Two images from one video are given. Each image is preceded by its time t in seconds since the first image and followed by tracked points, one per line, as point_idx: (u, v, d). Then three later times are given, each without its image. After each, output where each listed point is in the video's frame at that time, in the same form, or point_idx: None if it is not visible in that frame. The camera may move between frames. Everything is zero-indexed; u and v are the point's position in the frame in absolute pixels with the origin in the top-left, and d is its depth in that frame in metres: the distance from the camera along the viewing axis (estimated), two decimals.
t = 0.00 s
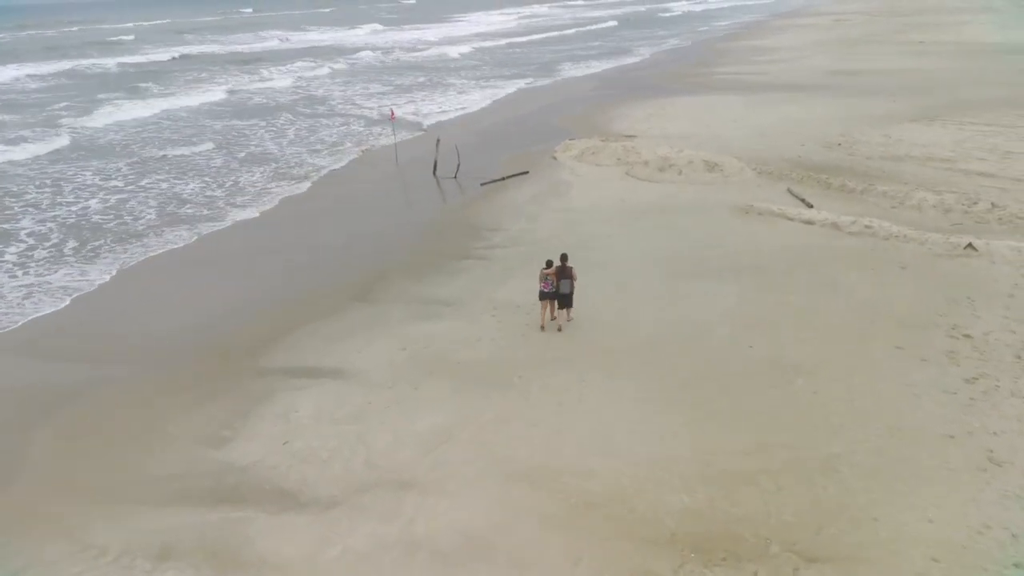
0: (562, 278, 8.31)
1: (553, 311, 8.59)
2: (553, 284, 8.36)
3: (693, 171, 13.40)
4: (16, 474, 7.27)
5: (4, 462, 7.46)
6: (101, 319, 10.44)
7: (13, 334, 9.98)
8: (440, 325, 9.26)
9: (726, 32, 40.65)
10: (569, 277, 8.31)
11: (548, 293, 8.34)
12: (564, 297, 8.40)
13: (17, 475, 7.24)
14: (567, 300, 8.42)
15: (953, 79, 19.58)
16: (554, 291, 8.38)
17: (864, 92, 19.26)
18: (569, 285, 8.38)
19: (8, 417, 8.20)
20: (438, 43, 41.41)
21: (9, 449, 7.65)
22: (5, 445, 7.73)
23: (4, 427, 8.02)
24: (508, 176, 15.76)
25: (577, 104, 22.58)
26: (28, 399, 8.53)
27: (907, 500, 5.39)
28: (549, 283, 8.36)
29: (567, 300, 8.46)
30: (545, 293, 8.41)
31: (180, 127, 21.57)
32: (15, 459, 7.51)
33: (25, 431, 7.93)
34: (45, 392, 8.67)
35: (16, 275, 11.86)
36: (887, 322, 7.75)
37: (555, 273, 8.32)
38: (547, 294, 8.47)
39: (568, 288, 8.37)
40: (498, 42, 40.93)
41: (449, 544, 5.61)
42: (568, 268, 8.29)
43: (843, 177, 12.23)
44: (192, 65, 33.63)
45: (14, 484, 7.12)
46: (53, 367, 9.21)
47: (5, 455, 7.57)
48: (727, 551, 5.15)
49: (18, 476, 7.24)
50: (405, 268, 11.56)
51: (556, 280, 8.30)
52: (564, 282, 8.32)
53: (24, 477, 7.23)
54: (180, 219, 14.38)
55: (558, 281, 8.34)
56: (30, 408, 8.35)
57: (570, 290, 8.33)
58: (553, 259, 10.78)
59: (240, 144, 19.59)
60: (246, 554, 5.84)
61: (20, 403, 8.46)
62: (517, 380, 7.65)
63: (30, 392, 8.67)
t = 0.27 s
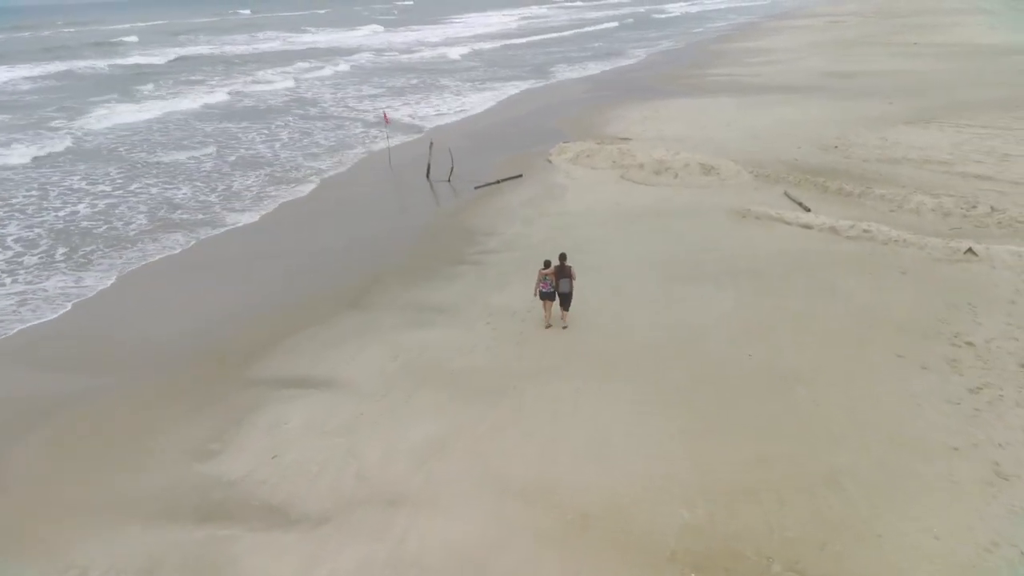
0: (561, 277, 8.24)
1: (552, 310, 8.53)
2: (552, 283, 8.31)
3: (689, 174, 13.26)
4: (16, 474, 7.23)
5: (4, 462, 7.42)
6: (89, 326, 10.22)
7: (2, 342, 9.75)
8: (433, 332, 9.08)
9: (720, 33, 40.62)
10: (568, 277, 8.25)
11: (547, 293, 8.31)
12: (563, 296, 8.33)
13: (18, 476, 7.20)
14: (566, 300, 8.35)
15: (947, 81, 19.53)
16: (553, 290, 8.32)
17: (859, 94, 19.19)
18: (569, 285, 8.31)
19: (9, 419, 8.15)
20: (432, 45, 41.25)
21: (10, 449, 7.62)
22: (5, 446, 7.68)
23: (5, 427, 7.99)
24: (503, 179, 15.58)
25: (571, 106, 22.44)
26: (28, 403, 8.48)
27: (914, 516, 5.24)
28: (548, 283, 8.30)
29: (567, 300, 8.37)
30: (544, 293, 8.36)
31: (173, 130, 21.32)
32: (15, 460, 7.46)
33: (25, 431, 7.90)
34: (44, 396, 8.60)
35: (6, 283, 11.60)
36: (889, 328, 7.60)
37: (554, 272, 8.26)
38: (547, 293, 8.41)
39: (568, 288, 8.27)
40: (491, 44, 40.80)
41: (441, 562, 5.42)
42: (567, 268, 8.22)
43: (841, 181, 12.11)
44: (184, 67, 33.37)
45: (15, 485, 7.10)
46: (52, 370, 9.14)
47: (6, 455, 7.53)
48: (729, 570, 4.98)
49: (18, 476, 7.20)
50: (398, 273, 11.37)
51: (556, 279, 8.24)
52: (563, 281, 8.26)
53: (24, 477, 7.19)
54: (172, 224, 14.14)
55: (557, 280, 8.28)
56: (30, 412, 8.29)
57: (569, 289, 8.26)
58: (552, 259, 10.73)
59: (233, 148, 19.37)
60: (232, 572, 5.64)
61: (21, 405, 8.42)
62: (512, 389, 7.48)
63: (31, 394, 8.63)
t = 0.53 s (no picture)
0: (557, 276, 8.36)
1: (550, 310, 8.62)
2: (549, 283, 8.42)
3: (685, 177, 13.13)
4: (16, 475, 7.22)
5: (4, 462, 7.42)
6: (76, 334, 10.01)
7: None
8: (427, 340, 8.93)
9: (715, 34, 40.56)
10: (565, 276, 8.38)
11: (545, 292, 8.41)
12: (561, 295, 8.44)
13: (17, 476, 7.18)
14: (564, 299, 8.45)
15: (942, 83, 19.49)
16: (551, 290, 8.42)
17: (854, 95, 19.13)
18: (565, 284, 8.43)
19: (9, 420, 8.14)
20: (426, 46, 41.07)
21: (10, 448, 7.61)
22: (5, 446, 7.67)
23: (5, 427, 7.99)
24: (497, 182, 15.42)
25: (566, 108, 22.32)
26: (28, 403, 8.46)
27: (919, 530, 5.11)
28: (545, 282, 8.41)
29: (564, 299, 8.48)
30: (542, 293, 8.46)
31: (166, 134, 21.09)
32: (15, 460, 7.46)
33: (25, 431, 7.88)
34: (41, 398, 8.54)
35: None
36: (889, 336, 7.49)
37: (551, 272, 8.38)
38: (544, 293, 8.51)
39: (564, 287, 8.40)
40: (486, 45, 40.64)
41: None
42: (563, 267, 8.36)
43: (838, 184, 12.02)
44: (177, 70, 33.11)
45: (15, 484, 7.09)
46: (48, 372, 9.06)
47: (6, 454, 7.53)
48: None
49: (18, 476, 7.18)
50: (392, 279, 11.21)
51: (553, 278, 8.35)
52: (560, 280, 8.38)
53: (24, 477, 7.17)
54: (164, 230, 13.91)
55: (554, 279, 8.39)
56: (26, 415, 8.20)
57: (566, 288, 8.37)
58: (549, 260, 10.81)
59: (227, 151, 19.17)
60: None
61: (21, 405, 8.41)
62: (507, 400, 7.32)
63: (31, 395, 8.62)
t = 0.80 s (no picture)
0: (557, 277, 8.28)
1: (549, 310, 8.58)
2: (549, 283, 8.36)
3: (681, 181, 12.97)
4: (16, 474, 7.17)
5: (4, 461, 7.38)
6: (61, 342, 9.78)
7: None
8: (420, 348, 8.73)
9: (708, 36, 40.52)
10: (564, 277, 8.31)
11: (544, 293, 8.36)
12: (560, 296, 8.38)
13: (19, 476, 7.14)
14: (563, 299, 8.40)
15: (937, 84, 19.40)
16: (550, 290, 8.38)
17: (850, 97, 19.03)
18: (565, 285, 8.36)
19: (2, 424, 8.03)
20: (419, 48, 40.86)
21: (10, 448, 7.56)
22: (5, 445, 7.63)
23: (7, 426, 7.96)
24: (491, 186, 15.24)
25: (560, 110, 22.15)
26: (27, 403, 8.40)
27: (927, 549, 4.93)
28: (545, 282, 8.36)
29: (564, 300, 8.41)
30: (541, 293, 8.41)
31: (157, 137, 20.82)
32: (16, 459, 7.42)
33: (27, 431, 7.86)
34: (33, 403, 8.40)
35: None
36: (891, 343, 7.35)
37: (551, 272, 8.31)
38: (544, 293, 8.47)
39: (564, 287, 8.33)
40: (480, 47, 40.46)
41: None
42: (564, 268, 8.28)
43: (836, 187, 11.88)
44: (167, 72, 32.80)
45: (16, 484, 7.05)
46: (40, 377, 8.91)
47: (6, 454, 7.48)
48: None
49: (19, 476, 7.14)
50: (384, 284, 11.01)
51: (553, 279, 8.29)
52: (559, 281, 8.31)
53: (25, 477, 7.13)
54: (157, 234, 13.68)
55: (554, 280, 8.33)
56: (13, 424, 8.01)
57: (566, 289, 8.31)
58: (548, 260, 10.76)
59: (220, 154, 18.93)
60: None
61: (21, 405, 8.36)
62: (501, 411, 7.13)
63: (29, 396, 8.55)
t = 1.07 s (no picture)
0: (556, 277, 8.34)
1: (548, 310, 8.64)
2: (547, 283, 8.42)
3: (677, 183, 12.84)
4: (15, 475, 7.12)
5: (4, 461, 7.33)
6: (43, 350, 9.53)
7: None
8: (413, 356, 8.55)
9: (702, 37, 40.50)
10: (563, 276, 8.36)
11: (543, 293, 8.42)
12: (559, 296, 8.44)
13: (18, 476, 7.09)
14: (562, 299, 8.45)
15: (932, 85, 19.37)
16: (549, 290, 8.44)
17: (845, 99, 18.97)
18: (564, 284, 8.42)
19: None
20: (413, 50, 40.69)
21: (10, 448, 7.51)
22: (5, 445, 7.59)
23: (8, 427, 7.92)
24: (485, 189, 15.06)
25: (555, 112, 22.03)
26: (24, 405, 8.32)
27: (936, 565, 4.77)
28: (543, 282, 8.42)
29: (562, 300, 8.48)
30: (540, 293, 8.47)
31: (149, 140, 20.58)
32: (15, 459, 7.36)
33: (27, 432, 7.81)
34: (25, 408, 8.27)
35: None
36: (893, 350, 7.22)
37: (550, 272, 8.37)
38: (543, 293, 8.53)
39: (563, 287, 8.39)
40: (473, 48, 40.32)
41: None
42: (562, 267, 8.34)
43: (833, 190, 11.76)
44: (159, 74, 32.52)
45: (16, 484, 7.00)
46: (31, 383, 8.76)
47: (5, 454, 7.43)
48: None
49: (17, 478, 7.08)
50: (377, 289, 10.82)
51: (551, 279, 8.35)
52: (558, 281, 8.38)
53: (25, 478, 7.08)
54: (150, 239, 13.47)
55: (553, 279, 8.39)
56: None
57: (564, 289, 8.37)
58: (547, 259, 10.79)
59: (214, 157, 18.71)
60: None
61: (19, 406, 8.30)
62: (495, 421, 6.95)
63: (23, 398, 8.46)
